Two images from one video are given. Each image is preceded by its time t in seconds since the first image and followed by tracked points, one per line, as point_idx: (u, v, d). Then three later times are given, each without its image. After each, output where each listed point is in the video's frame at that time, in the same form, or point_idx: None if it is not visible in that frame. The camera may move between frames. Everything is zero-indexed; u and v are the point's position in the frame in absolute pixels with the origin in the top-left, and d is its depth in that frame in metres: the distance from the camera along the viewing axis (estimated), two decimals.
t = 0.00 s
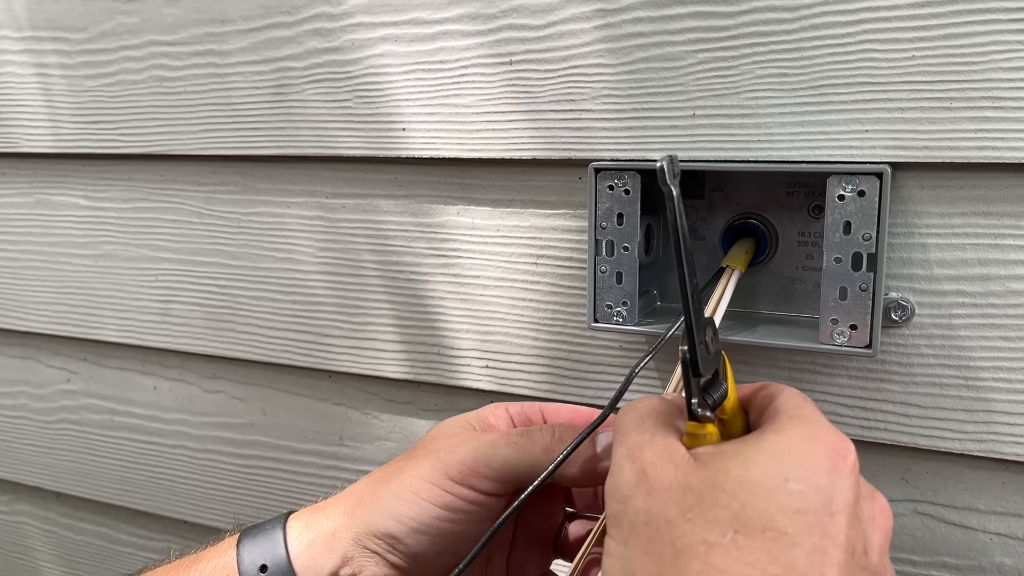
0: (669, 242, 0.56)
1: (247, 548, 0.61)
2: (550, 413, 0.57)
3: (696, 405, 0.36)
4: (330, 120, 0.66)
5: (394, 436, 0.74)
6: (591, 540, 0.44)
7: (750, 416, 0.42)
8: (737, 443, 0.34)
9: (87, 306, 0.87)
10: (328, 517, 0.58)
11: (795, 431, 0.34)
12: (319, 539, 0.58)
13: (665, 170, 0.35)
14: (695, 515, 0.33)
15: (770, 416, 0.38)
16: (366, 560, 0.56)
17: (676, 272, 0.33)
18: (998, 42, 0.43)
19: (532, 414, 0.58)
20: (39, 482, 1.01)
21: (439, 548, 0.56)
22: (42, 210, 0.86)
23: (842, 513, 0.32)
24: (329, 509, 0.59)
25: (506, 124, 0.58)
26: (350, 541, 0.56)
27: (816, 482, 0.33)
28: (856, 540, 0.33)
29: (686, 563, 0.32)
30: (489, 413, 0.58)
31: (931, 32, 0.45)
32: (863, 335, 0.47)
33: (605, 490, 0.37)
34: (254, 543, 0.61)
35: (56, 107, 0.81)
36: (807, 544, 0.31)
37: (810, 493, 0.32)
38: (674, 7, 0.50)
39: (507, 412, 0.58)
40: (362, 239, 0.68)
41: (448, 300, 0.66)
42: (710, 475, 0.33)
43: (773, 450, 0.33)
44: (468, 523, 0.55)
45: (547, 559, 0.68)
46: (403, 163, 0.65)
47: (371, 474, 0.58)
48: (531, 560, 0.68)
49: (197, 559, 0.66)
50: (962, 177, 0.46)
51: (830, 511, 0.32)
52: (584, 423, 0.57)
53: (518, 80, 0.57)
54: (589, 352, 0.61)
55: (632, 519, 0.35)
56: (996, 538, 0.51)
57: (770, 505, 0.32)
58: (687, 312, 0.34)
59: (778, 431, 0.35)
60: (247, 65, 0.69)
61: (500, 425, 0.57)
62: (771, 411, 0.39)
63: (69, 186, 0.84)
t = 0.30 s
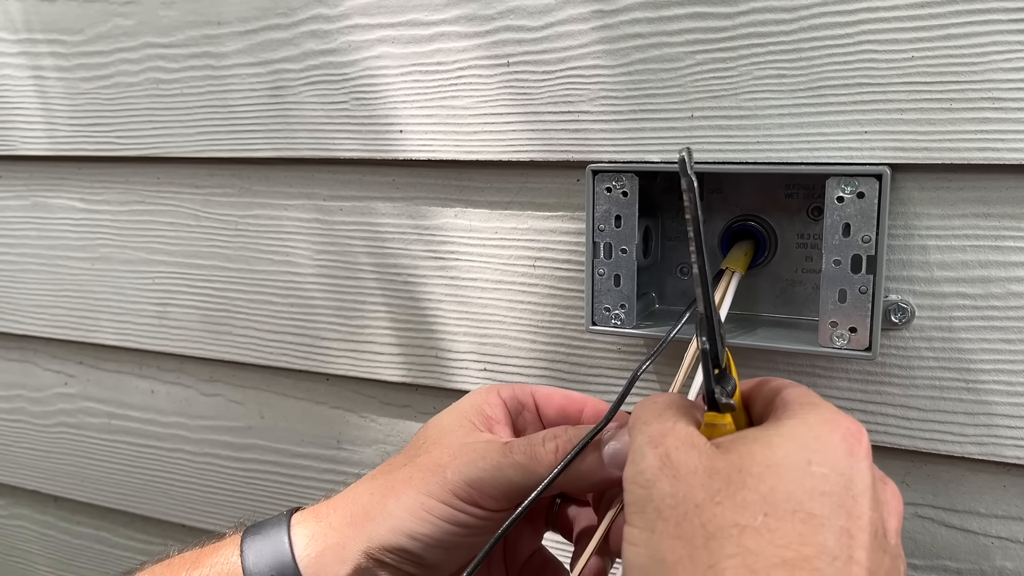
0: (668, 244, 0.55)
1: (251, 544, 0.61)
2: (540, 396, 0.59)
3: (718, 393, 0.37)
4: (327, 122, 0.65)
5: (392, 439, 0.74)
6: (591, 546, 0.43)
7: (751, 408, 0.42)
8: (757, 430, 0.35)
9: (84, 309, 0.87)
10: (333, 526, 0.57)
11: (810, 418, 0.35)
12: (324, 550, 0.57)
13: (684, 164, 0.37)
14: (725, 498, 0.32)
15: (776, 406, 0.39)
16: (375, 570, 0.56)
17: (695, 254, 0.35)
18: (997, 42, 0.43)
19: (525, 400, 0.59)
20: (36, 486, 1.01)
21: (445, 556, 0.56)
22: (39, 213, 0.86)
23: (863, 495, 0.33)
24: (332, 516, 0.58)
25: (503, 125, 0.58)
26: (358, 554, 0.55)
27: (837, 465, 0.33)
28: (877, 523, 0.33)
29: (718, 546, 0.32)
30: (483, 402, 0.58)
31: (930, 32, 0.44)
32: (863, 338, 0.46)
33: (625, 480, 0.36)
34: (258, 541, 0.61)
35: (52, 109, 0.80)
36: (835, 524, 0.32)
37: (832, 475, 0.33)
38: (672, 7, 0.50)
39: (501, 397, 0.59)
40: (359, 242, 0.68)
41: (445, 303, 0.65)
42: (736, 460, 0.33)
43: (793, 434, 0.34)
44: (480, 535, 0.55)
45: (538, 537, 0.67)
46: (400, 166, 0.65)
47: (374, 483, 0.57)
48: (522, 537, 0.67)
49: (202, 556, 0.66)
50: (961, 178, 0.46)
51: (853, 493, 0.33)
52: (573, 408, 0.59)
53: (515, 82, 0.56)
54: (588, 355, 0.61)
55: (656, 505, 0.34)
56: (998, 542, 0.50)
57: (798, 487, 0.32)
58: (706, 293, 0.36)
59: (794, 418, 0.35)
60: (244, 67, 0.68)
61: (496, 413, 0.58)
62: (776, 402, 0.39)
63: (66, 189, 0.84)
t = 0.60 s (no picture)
0: (663, 248, 0.56)
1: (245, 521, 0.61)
2: (536, 394, 0.58)
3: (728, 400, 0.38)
4: (324, 126, 0.66)
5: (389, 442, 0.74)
6: (586, 547, 0.45)
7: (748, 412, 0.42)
8: (764, 431, 0.35)
9: (82, 313, 0.87)
10: (323, 510, 0.58)
11: (810, 419, 0.36)
12: (314, 530, 0.58)
13: (698, 175, 0.35)
14: (738, 500, 0.32)
15: (772, 408, 0.39)
16: (363, 552, 0.57)
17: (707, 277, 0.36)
18: (989, 47, 0.43)
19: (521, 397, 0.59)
20: (35, 489, 1.01)
21: (433, 547, 0.56)
22: (37, 216, 0.86)
23: (865, 494, 0.34)
24: (323, 498, 0.58)
25: (498, 130, 0.58)
26: (347, 536, 0.56)
27: (840, 464, 0.34)
28: (879, 520, 0.34)
29: (733, 549, 0.32)
30: (478, 392, 0.58)
31: (923, 37, 0.44)
32: (856, 342, 0.47)
33: (632, 484, 0.36)
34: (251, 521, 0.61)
35: (50, 114, 0.81)
36: (843, 523, 0.32)
37: (836, 474, 0.33)
38: (666, 13, 0.50)
39: (498, 392, 0.59)
40: (356, 246, 0.68)
41: (442, 307, 0.65)
42: (745, 461, 0.33)
43: (797, 435, 0.34)
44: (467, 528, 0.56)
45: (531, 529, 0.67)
46: (396, 169, 0.65)
47: (365, 466, 0.57)
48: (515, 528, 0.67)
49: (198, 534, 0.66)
50: (954, 183, 0.46)
51: (856, 491, 0.33)
52: (569, 408, 0.58)
53: (510, 87, 0.57)
54: (584, 359, 0.61)
55: (668, 508, 0.34)
56: (992, 546, 0.50)
57: (806, 488, 0.33)
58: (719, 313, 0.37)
59: (796, 420, 0.36)
60: (240, 71, 0.69)
61: (492, 406, 0.58)
62: (771, 404, 0.40)
63: (64, 193, 0.84)
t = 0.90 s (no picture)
0: (661, 246, 0.56)
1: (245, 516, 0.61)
2: (540, 396, 0.58)
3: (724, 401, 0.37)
4: (322, 125, 0.65)
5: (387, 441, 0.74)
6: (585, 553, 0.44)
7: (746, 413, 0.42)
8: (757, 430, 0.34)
9: (80, 312, 0.87)
10: (322, 516, 0.58)
11: (804, 416, 0.35)
12: (312, 536, 0.58)
13: (691, 176, 0.36)
14: (732, 501, 0.32)
15: (769, 408, 0.39)
16: (361, 558, 0.57)
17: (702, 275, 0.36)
18: (988, 44, 0.43)
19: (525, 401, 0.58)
20: (33, 489, 1.01)
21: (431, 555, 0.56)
22: (34, 215, 0.86)
23: (862, 488, 0.33)
24: (320, 505, 0.58)
25: (496, 128, 0.58)
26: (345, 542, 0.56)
27: (836, 459, 0.33)
28: (877, 514, 0.33)
29: (730, 549, 0.32)
30: (478, 398, 0.58)
31: (921, 34, 0.44)
32: (853, 340, 0.46)
33: (632, 496, 0.36)
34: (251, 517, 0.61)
35: (47, 112, 0.80)
36: (840, 518, 0.32)
37: (832, 469, 0.33)
38: (664, 10, 0.50)
39: (499, 396, 0.58)
40: (354, 244, 0.68)
41: (439, 305, 0.65)
42: (740, 463, 0.33)
43: (791, 433, 0.34)
44: (465, 537, 0.56)
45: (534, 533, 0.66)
46: (394, 168, 0.65)
47: (363, 473, 0.57)
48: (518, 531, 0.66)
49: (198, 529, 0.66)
50: (953, 180, 0.46)
51: (853, 486, 0.33)
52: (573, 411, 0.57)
53: (508, 85, 0.56)
54: (581, 357, 0.61)
55: (666, 515, 0.34)
56: (991, 544, 0.50)
57: (802, 484, 0.32)
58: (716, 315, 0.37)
59: (790, 417, 0.35)
60: (238, 69, 0.68)
61: (490, 411, 0.58)
62: (769, 404, 0.40)
63: (62, 192, 0.84)
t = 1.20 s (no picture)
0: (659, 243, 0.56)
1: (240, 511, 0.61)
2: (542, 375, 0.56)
3: (696, 403, 0.36)
4: (321, 122, 0.65)
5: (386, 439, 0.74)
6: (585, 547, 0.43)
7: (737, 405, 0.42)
8: (731, 428, 0.34)
9: (79, 310, 0.87)
10: (326, 510, 0.58)
11: (780, 410, 0.35)
12: (316, 530, 0.58)
13: (636, 185, 0.33)
14: (704, 504, 0.33)
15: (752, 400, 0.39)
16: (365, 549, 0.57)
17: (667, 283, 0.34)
18: (988, 40, 0.43)
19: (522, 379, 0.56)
20: (33, 487, 1.01)
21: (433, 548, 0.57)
22: (34, 214, 0.86)
23: (840, 477, 0.33)
24: (321, 500, 0.58)
25: (495, 126, 0.58)
26: (349, 535, 0.56)
27: (810, 451, 0.33)
28: (860, 501, 0.33)
29: (704, 551, 0.32)
30: (478, 382, 0.56)
31: (920, 30, 0.44)
32: (852, 337, 0.46)
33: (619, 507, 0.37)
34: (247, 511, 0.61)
35: (47, 110, 0.80)
36: (817, 510, 0.32)
37: (806, 461, 0.33)
38: (663, 7, 0.50)
39: (495, 378, 0.56)
40: (353, 242, 0.68)
41: (438, 303, 0.65)
42: (711, 465, 0.34)
43: (763, 428, 0.34)
44: (472, 532, 0.56)
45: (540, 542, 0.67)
46: (393, 165, 0.65)
47: (364, 467, 0.56)
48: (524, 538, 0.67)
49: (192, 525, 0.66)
50: (952, 177, 0.46)
51: (830, 475, 0.33)
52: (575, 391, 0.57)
53: (507, 82, 0.56)
54: (580, 354, 0.61)
55: (646, 523, 0.35)
56: (990, 541, 0.50)
57: (774, 480, 0.32)
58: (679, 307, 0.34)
59: (765, 412, 0.35)
60: (237, 67, 0.68)
61: (492, 398, 0.56)
62: (752, 397, 0.39)
63: (61, 190, 0.84)
